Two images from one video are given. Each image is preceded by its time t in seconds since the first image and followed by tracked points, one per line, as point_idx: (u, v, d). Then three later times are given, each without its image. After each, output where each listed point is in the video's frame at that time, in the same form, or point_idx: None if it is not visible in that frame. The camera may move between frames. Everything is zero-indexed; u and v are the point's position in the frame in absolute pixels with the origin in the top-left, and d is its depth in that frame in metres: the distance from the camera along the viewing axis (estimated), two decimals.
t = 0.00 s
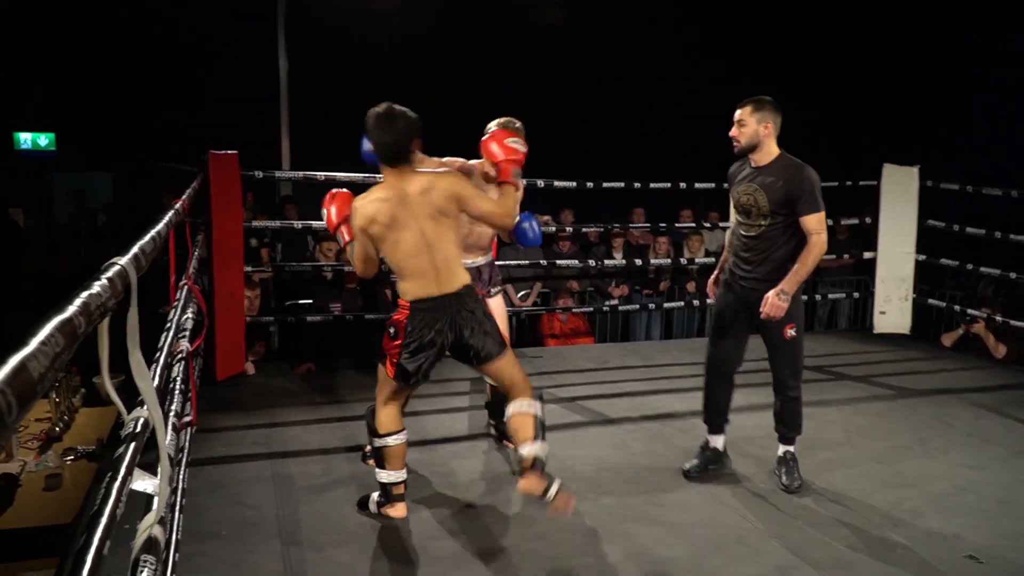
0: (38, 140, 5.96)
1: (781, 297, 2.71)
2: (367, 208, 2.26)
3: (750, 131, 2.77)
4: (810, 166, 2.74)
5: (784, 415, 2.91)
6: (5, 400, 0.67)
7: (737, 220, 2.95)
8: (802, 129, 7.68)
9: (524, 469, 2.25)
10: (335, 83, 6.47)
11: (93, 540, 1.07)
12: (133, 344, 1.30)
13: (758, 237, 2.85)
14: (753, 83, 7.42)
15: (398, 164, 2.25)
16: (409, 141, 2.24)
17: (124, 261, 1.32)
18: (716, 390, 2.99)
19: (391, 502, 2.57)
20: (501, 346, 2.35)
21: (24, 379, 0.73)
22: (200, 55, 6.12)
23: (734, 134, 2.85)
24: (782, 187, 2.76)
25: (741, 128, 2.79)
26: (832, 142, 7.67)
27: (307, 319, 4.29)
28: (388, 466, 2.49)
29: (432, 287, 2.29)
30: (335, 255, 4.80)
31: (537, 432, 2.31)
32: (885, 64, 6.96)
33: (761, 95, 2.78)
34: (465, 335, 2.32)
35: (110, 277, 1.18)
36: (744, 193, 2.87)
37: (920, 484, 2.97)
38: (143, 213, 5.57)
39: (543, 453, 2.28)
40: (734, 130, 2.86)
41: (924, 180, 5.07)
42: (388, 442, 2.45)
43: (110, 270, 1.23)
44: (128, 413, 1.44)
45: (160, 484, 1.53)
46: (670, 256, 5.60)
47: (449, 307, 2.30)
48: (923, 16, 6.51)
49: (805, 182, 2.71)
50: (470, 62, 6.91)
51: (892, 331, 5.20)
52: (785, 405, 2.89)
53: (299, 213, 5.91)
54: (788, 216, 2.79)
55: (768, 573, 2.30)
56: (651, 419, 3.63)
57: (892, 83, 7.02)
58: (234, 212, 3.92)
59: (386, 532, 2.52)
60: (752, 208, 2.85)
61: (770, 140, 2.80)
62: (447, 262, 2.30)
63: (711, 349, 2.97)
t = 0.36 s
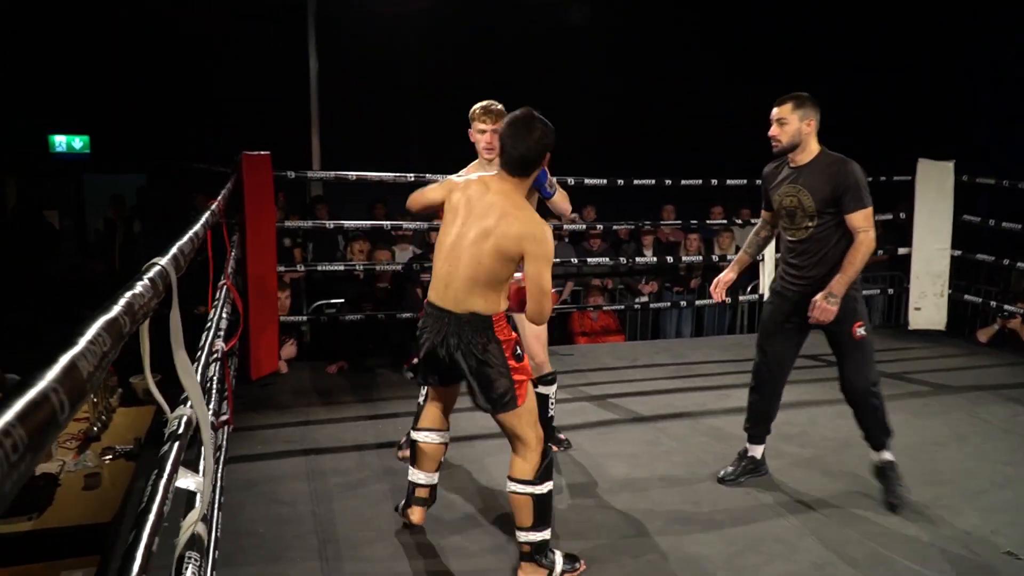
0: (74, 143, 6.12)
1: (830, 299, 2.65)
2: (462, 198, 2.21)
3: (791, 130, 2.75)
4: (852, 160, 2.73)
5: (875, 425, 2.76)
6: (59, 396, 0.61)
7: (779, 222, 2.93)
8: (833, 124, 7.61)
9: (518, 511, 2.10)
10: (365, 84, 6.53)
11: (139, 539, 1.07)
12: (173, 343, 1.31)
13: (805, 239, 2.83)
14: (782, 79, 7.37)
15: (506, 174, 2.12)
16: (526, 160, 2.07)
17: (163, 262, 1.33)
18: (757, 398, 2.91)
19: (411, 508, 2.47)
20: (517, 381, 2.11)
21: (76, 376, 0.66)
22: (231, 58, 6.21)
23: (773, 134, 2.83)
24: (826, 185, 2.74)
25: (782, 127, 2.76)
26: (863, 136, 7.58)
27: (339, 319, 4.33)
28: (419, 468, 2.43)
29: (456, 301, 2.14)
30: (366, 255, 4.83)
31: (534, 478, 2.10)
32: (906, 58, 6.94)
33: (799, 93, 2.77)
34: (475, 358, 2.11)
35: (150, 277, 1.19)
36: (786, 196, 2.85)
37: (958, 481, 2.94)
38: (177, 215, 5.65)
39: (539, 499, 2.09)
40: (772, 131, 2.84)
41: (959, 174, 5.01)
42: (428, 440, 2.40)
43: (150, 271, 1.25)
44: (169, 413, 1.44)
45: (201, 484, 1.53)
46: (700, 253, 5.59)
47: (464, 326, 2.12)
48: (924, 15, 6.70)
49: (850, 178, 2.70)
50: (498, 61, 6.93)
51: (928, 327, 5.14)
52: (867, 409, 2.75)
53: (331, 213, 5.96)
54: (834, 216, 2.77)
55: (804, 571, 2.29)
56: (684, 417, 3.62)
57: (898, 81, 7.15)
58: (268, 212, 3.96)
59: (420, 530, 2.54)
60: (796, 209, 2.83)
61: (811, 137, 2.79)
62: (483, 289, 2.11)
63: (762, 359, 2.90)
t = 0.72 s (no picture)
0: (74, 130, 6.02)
1: (866, 319, 2.58)
2: (431, 190, 2.12)
3: (820, 136, 2.74)
4: (887, 170, 2.66)
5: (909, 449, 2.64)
6: (78, 380, 0.62)
7: (811, 232, 2.89)
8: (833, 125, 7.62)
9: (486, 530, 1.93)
10: (366, 77, 6.52)
11: (144, 526, 1.08)
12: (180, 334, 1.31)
13: (835, 250, 2.78)
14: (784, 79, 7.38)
15: (473, 154, 2.05)
16: (491, 133, 2.00)
17: (171, 251, 1.34)
18: (766, 402, 2.95)
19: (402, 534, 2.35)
20: (501, 390, 1.94)
21: (93, 364, 0.67)
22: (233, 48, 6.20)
23: (803, 141, 2.82)
24: (858, 196, 2.69)
25: (812, 133, 2.76)
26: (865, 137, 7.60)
27: (338, 312, 4.33)
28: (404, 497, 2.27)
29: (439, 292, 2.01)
30: (365, 248, 4.83)
31: (510, 498, 1.93)
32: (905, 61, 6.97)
33: (830, 99, 2.75)
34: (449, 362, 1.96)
35: (160, 266, 1.20)
36: (818, 205, 2.81)
37: (953, 483, 2.95)
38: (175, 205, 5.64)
39: (512, 522, 1.91)
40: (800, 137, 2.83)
41: (959, 177, 5.02)
42: (410, 469, 2.21)
43: (158, 259, 1.25)
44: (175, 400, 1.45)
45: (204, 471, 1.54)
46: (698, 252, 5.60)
47: (447, 319, 1.98)
48: (925, 18, 6.73)
49: (883, 189, 2.63)
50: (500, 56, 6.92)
51: (925, 330, 5.16)
52: (896, 429, 2.63)
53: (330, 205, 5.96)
54: (865, 226, 2.71)
55: (799, 570, 2.30)
56: (680, 416, 3.63)
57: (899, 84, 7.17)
58: (268, 203, 3.96)
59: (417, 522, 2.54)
60: (827, 219, 2.79)
61: (842, 144, 2.75)
62: (463, 275, 1.98)
63: (778, 366, 2.93)
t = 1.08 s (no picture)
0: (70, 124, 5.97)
1: (856, 296, 2.64)
2: (435, 182, 2.01)
3: (767, 118, 2.77)
4: (834, 141, 2.70)
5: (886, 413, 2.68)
6: (97, 374, 0.62)
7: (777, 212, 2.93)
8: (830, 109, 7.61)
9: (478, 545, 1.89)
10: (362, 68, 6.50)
11: (160, 517, 1.10)
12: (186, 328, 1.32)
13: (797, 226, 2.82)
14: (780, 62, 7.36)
15: (486, 146, 1.98)
16: (508, 125, 1.95)
17: (178, 245, 1.34)
18: (760, 384, 2.97)
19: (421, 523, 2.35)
20: (517, 397, 1.97)
21: (110, 358, 0.68)
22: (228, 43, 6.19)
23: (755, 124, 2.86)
24: (809, 170, 2.73)
25: (759, 116, 2.79)
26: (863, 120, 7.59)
27: (340, 304, 4.34)
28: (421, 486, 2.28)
29: (472, 295, 1.97)
30: (364, 240, 4.83)
31: (498, 512, 1.89)
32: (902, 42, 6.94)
33: (774, 80, 2.77)
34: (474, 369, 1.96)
35: (168, 261, 1.20)
36: (777, 183, 2.85)
37: (956, 462, 2.97)
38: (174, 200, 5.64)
39: (503, 535, 1.88)
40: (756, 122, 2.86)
41: (958, 157, 5.01)
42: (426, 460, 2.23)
43: (165, 254, 1.25)
44: (183, 393, 1.45)
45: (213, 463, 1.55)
46: (698, 237, 5.59)
47: (483, 323, 1.96)
48: None
49: (831, 160, 2.66)
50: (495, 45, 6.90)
51: (926, 310, 5.18)
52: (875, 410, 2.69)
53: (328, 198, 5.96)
54: (822, 198, 2.75)
55: (804, 551, 2.32)
56: (682, 401, 3.65)
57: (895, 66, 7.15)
58: (267, 197, 3.96)
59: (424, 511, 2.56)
60: (786, 196, 2.83)
61: (790, 123, 2.77)
62: (496, 275, 1.96)
63: (762, 347, 2.94)
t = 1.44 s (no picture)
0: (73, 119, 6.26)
1: (819, 272, 2.69)
2: (434, 171, 2.05)
3: (779, 100, 2.74)
4: (840, 128, 2.71)
5: (843, 395, 2.83)
6: (114, 363, 0.64)
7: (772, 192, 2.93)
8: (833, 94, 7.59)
9: (513, 515, 1.91)
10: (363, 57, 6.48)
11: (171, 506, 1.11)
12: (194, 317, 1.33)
13: (795, 208, 2.83)
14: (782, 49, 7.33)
15: (483, 136, 2.01)
16: (505, 117, 1.99)
17: (186, 236, 1.35)
18: (757, 369, 2.98)
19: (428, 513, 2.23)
20: (533, 372, 1.97)
21: (125, 347, 0.69)
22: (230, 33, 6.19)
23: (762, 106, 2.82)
24: (813, 154, 2.73)
25: (769, 98, 2.76)
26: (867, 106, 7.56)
27: (344, 294, 4.35)
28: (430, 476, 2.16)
29: (470, 279, 1.98)
30: (367, 230, 4.84)
31: (538, 483, 1.92)
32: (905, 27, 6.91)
33: (783, 62, 2.75)
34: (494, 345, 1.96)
35: (177, 252, 1.21)
36: (777, 164, 2.85)
37: (959, 446, 2.99)
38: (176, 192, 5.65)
39: (540, 506, 1.91)
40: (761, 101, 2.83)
41: (961, 142, 4.99)
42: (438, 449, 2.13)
43: (173, 244, 1.26)
44: (192, 382, 1.47)
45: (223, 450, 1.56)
46: (701, 225, 5.59)
47: (483, 307, 1.97)
48: None
49: (837, 145, 2.67)
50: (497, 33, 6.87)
51: (929, 296, 5.18)
52: (841, 382, 2.80)
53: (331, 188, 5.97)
54: (823, 183, 2.75)
55: (808, 535, 2.34)
56: (686, 387, 3.66)
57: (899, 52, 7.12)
58: (269, 185, 3.96)
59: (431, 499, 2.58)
60: (785, 178, 2.83)
61: (798, 106, 2.77)
62: (494, 260, 1.98)
63: (759, 338, 2.95)
